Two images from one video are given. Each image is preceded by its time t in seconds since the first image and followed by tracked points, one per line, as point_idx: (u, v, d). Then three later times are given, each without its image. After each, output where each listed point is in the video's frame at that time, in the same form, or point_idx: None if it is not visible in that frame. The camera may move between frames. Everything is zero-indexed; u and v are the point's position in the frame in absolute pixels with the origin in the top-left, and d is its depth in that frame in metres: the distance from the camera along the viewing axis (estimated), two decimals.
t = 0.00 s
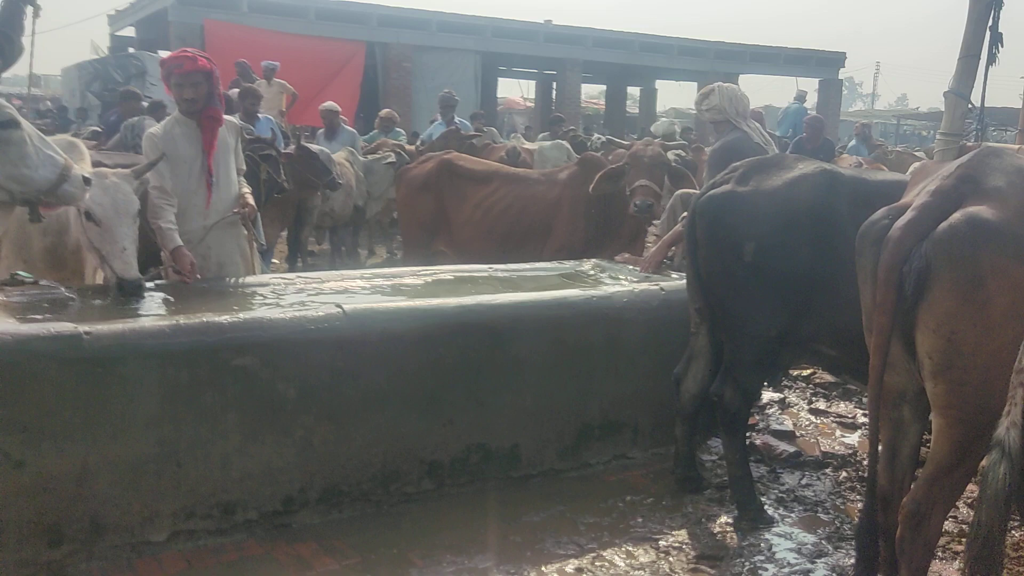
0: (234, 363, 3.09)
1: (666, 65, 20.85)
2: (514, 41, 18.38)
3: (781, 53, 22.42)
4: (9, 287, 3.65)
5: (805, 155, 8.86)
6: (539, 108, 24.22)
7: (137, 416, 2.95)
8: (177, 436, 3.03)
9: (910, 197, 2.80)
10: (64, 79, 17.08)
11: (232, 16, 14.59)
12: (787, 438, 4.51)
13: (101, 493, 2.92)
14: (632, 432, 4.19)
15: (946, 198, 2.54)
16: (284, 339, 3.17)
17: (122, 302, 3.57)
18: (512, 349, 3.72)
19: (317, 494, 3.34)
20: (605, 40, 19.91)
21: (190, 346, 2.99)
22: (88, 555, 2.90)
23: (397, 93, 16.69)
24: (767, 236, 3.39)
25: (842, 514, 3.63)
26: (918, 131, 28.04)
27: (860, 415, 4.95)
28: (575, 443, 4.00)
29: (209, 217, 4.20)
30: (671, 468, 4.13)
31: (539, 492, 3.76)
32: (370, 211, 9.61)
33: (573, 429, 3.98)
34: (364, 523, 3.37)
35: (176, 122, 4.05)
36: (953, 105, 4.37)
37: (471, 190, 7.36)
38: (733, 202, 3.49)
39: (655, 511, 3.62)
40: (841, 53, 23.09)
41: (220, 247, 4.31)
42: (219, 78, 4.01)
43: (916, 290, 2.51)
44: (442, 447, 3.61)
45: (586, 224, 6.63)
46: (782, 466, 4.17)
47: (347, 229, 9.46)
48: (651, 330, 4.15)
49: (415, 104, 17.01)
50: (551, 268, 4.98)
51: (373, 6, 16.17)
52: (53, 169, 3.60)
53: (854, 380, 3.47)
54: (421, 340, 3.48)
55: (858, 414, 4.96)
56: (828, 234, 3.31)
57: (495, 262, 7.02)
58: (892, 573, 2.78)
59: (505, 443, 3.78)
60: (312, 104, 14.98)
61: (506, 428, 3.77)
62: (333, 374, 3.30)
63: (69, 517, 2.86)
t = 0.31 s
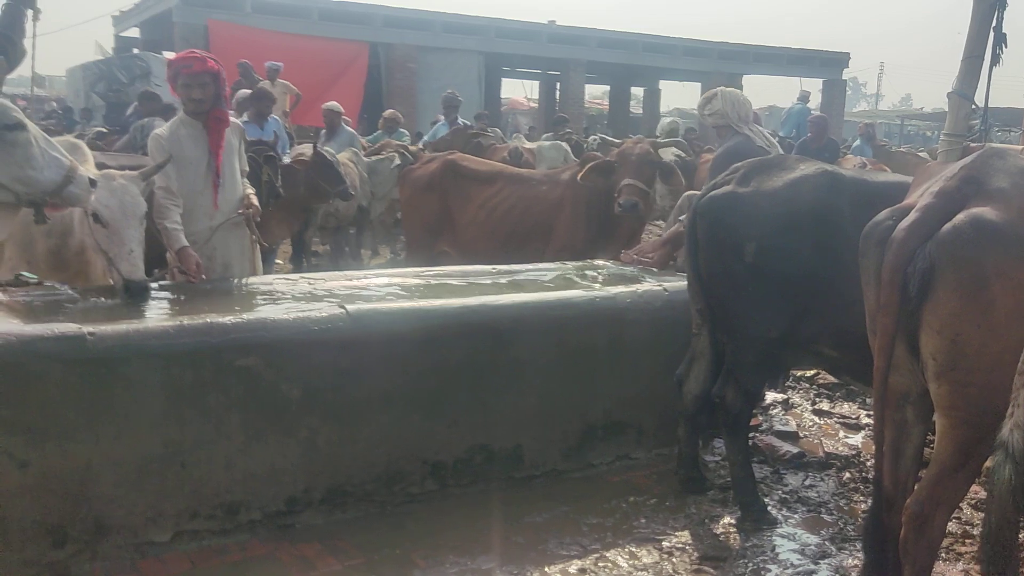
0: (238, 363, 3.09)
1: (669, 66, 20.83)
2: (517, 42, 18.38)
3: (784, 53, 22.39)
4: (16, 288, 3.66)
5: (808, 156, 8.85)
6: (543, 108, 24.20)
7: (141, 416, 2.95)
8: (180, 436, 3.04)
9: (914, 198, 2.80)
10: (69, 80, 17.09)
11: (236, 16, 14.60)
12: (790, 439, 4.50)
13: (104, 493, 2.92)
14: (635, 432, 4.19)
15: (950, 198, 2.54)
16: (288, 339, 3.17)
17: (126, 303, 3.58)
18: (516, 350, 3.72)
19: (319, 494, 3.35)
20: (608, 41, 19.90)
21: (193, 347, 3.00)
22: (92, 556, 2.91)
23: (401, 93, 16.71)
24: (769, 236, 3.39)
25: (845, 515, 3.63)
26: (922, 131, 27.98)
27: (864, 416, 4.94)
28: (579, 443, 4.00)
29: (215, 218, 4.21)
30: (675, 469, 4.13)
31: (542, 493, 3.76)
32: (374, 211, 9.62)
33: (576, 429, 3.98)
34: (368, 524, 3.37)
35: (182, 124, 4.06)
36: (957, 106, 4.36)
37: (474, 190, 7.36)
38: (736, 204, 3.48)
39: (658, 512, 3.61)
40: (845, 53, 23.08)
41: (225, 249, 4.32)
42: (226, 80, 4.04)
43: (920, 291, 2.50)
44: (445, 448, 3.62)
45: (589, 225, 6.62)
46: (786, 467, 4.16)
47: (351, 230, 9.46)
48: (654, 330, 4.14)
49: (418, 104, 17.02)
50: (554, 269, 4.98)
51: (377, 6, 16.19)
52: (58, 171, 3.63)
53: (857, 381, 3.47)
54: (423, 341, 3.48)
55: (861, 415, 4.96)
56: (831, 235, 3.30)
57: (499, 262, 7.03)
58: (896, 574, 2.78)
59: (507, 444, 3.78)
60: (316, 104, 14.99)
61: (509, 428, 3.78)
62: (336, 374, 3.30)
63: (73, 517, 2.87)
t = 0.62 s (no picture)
0: (245, 363, 3.11)
1: (676, 66, 20.80)
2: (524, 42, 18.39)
3: (792, 53, 22.35)
4: (25, 288, 3.68)
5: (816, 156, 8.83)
6: (550, 108, 24.20)
7: (149, 415, 2.97)
8: (188, 435, 3.05)
9: (921, 199, 2.79)
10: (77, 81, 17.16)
11: (243, 17, 14.65)
12: (797, 439, 4.50)
13: (113, 492, 2.94)
14: (642, 432, 4.20)
15: (958, 198, 2.53)
16: (295, 339, 3.19)
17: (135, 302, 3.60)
18: (522, 350, 3.73)
19: (327, 494, 3.36)
20: (615, 41, 19.89)
21: (201, 346, 3.01)
22: (101, 555, 2.93)
23: (408, 93, 16.74)
24: (776, 237, 3.39)
25: (852, 515, 3.62)
26: (930, 132, 27.89)
27: (871, 417, 4.92)
28: (585, 444, 4.00)
29: (225, 218, 4.23)
30: (681, 470, 4.13)
31: (548, 493, 3.77)
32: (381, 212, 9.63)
33: (582, 429, 3.98)
34: (375, 523, 3.39)
35: (190, 125, 4.08)
36: (964, 107, 4.36)
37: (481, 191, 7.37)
38: (743, 205, 3.48)
39: (665, 512, 3.61)
40: (853, 53, 23.02)
41: (235, 249, 4.35)
42: (235, 81, 4.06)
43: (928, 292, 2.50)
44: (452, 448, 3.63)
45: (595, 225, 6.62)
46: (792, 467, 4.16)
47: (358, 230, 9.48)
48: (661, 331, 4.14)
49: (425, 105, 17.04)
50: (561, 269, 4.99)
51: (384, 7, 16.22)
52: (68, 172, 3.67)
53: (864, 382, 3.46)
54: (430, 341, 3.49)
55: (869, 416, 4.95)
56: (838, 235, 3.30)
57: (506, 263, 7.03)
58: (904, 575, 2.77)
59: (514, 444, 3.79)
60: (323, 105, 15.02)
61: (516, 428, 3.78)
62: (343, 374, 3.32)
63: (82, 515, 2.89)
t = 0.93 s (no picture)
0: (259, 361, 3.12)
1: (689, 66, 20.74)
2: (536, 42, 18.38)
3: (806, 53, 22.24)
4: (41, 287, 3.70)
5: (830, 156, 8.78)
6: (562, 109, 24.19)
7: (164, 413, 2.99)
8: (202, 433, 3.07)
9: (937, 199, 2.78)
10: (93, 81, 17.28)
11: (257, 18, 14.72)
12: (811, 440, 4.47)
13: (127, 489, 2.96)
14: (656, 432, 4.19)
15: (974, 198, 2.52)
16: (309, 338, 3.20)
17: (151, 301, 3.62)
18: (535, 350, 3.73)
19: (340, 493, 3.37)
20: (628, 41, 19.85)
21: (216, 345, 3.03)
22: (116, 551, 2.95)
23: (420, 93, 16.77)
24: (790, 238, 3.37)
25: (866, 517, 3.60)
26: (946, 132, 27.67)
27: (886, 419, 4.89)
28: (598, 444, 4.00)
29: (238, 217, 4.26)
30: (694, 470, 4.12)
31: (561, 493, 3.77)
32: (394, 212, 9.65)
33: (595, 429, 3.98)
34: (388, 522, 3.40)
35: (203, 125, 4.10)
36: (980, 107, 4.33)
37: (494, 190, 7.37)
38: (756, 206, 3.47)
39: (678, 513, 3.61)
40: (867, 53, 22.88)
41: (248, 248, 4.37)
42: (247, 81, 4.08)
43: (943, 292, 2.49)
44: (464, 447, 3.63)
45: (608, 225, 6.61)
46: (806, 468, 4.14)
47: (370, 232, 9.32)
48: (674, 331, 4.13)
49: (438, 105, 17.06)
50: (575, 269, 4.99)
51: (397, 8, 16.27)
52: (85, 172, 3.70)
53: (878, 383, 3.44)
54: (443, 340, 3.49)
55: (883, 417, 4.91)
56: (853, 236, 3.29)
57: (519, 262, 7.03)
58: None
59: (527, 443, 3.79)
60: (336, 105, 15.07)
61: (528, 428, 3.79)
62: (356, 374, 3.33)
63: (97, 512, 2.91)
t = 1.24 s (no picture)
0: (283, 361, 3.15)
1: (711, 67, 20.62)
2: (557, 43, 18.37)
3: (830, 54, 22.04)
4: (69, 287, 3.75)
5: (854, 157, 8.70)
6: (583, 110, 24.15)
7: (189, 411, 3.03)
8: (226, 431, 3.10)
9: (965, 200, 2.75)
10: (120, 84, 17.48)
11: (280, 20, 14.84)
12: (835, 444, 4.44)
13: (153, 486, 3.00)
14: (678, 434, 4.18)
15: (1004, 200, 2.49)
16: (333, 338, 3.23)
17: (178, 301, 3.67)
18: (558, 351, 3.73)
19: (362, 492, 3.39)
20: (649, 42, 19.79)
21: (240, 344, 3.06)
22: (142, 548, 2.99)
23: (442, 95, 16.81)
24: (817, 240, 3.35)
25: (891, 521, 3.57)
26: (972, 133, 27.30)
27: (911, 422, 4.84)
28: (621, 445, 3.99)
29: (262, 217, 4.30)
30: (717, 473, 4.10)
31: (583, 495, 3.77)
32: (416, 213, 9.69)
33: (617, 431, 3.97)
34: (410, 521, 3.41)
35: (226, 126, 4.15)
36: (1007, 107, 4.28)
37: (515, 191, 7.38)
38: (782, 208, 3.45)
39: (701, 515, 3.59)
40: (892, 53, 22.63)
41: (272, 248, 4.41)
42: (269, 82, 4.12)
43: (972, 295, 2.46)
44: (486, 448, 3.64)
45: (631, 225, 6.59)
46: (830, 472, 4.11)
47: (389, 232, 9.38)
48: (697, 333, 4.12)
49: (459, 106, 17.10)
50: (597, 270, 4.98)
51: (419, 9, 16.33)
52: (114, 173, 3.50)
53: (905, 385, 3.41)
54: (465, 340, 3.51)
55: (908, 421, 4.86)
56: (880, 238, 3.26)
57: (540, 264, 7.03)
58: None
59: (549, 444, 3.79)
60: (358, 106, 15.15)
61: (551, 428, 3.79)
62: (379, 373, 3.35)
63: (123, 509, 2.95)
